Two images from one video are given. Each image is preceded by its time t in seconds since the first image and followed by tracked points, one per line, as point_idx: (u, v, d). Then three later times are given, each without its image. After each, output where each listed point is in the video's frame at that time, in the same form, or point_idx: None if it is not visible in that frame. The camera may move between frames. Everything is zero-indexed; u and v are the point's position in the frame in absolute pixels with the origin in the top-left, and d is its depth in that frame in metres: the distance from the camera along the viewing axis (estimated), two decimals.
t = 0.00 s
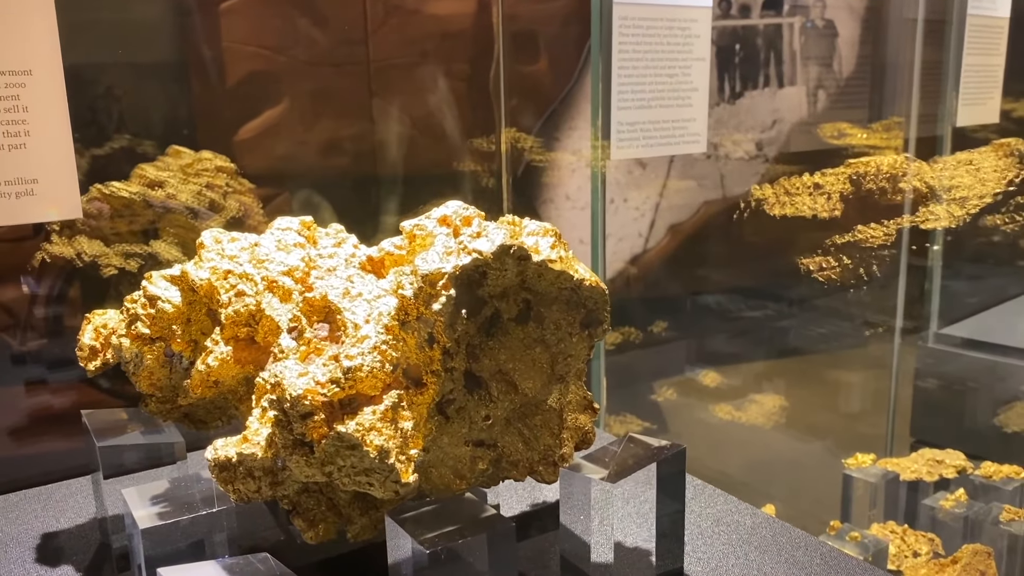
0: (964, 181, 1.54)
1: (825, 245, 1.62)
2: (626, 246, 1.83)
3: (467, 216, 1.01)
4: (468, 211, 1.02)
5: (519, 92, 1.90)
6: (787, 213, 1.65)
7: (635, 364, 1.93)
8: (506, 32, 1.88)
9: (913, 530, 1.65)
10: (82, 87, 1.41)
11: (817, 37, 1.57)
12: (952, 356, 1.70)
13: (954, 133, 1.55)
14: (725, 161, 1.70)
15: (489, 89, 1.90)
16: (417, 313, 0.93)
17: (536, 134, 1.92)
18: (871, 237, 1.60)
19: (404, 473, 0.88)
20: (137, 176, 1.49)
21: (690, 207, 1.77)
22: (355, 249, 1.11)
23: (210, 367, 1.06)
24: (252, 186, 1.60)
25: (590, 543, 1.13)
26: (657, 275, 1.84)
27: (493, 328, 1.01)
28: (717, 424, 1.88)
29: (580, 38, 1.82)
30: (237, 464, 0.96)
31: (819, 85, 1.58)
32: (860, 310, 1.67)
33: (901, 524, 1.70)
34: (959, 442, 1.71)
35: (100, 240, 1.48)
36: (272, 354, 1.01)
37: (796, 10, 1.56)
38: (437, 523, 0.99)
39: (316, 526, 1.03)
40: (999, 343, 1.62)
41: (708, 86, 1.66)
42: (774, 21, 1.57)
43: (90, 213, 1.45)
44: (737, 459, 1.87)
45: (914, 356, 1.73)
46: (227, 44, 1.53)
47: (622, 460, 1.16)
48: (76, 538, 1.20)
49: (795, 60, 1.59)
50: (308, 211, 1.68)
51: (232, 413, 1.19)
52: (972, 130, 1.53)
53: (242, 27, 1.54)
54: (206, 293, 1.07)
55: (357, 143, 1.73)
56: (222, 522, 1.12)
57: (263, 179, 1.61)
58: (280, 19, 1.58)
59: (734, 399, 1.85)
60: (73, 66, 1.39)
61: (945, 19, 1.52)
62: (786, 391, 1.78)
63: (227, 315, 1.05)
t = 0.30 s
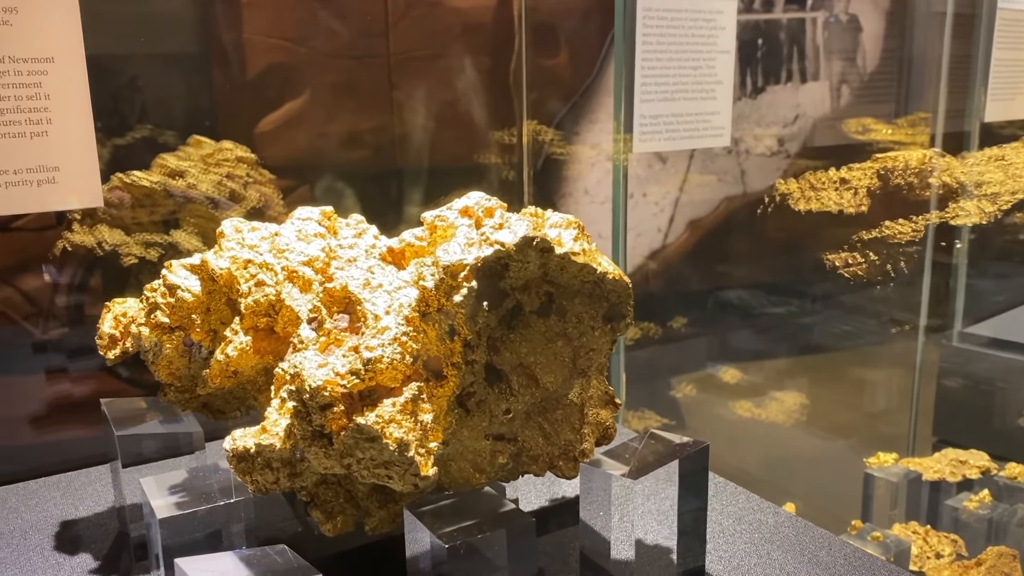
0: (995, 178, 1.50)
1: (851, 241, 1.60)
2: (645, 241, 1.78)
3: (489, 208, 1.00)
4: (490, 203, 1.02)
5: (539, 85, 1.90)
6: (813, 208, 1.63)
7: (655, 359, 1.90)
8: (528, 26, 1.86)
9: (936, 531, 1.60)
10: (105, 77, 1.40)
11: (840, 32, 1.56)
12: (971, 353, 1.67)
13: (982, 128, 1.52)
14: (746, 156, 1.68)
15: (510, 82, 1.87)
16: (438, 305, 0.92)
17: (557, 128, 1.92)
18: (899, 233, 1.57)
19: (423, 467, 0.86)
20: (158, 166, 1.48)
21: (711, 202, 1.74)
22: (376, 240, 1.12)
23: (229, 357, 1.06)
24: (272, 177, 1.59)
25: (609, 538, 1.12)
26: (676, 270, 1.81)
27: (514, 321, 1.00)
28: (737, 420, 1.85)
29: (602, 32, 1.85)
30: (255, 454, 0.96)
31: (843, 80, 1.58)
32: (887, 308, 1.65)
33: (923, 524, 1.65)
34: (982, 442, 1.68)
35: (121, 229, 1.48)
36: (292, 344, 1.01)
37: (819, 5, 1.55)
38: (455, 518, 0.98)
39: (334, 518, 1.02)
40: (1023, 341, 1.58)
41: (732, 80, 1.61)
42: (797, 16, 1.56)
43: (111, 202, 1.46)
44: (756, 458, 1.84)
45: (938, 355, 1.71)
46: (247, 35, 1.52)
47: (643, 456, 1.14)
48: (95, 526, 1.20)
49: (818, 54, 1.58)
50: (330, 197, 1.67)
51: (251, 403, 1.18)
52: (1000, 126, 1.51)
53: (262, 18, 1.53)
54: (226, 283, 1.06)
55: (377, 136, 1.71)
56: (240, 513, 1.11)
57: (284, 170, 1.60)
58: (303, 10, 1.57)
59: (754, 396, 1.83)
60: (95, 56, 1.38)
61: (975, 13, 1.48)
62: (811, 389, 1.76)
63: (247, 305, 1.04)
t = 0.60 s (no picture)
0: None
1: (880, 239, 1.55)
2: (665, 237, 1.73)
3: (510, 203, 0.98)
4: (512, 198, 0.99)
5: (560, 78, 1.88)
6: (840, 206, 1.58)
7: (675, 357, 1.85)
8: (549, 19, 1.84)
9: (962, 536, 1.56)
10: (126, 68, 1.39)
11: (865, 26, 1.50)
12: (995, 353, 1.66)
13: (1012, 124, 1.53)
14: (768, 151, 1.61)
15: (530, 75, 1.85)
16: (457, 303, 0.90)
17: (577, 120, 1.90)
18: (930, 232, 1.54)
19: (440, 469, 0.84)
20: (176, 157, 1.47)
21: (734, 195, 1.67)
22: (395, 234, 1.09)
23: (244, 353, 1.04)
24: (290, 170, 1.57)
25: (630, 543, 1.09)
26: (696, 264, 1.75)
27: (535, 320, 0.97)
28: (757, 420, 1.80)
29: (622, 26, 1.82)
30: (269, 453, 0.94)
31: (868, 75, 1.53)
32: (916, 308, 1.61)
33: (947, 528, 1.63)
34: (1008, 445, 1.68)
35: (139, 220, 1.46)
36: (308, 339, 1.00)
37: None
38: (472, 520, 0.96)
39: (349, 518, 1.00)
40: None
41: (758, 74, 1.55)
42: (822, 9, 1.50)
43: (129, 192, 1.44)
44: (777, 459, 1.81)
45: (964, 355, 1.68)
46: (268, 27, 1.50)
47: (665, 459, 1.11)
48: (108, 521, 1.19)
49: (842, 49, 1.53)
50: (348, 190, 1.65)
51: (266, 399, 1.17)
52: None
53: (283, 8, 1.51)
54: (241, 277, 1.04)
55: (396, 128, 1.69)
56: (254, 510, 1.10)
57: (304, 162, 1.59)
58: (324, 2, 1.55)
59: (777, 395, 1.77)
60: (115, 47, 1.37)
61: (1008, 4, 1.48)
62: (834, 389, 1.71)
63: (263, 299, 1.02)
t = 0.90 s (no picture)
0: None
1: (914, 250, 1.50)
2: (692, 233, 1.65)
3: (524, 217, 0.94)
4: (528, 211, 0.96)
5: (588, 71, 1.80)
6: (871, 213, 1.51)
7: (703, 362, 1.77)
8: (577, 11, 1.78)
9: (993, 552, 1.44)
10: (154, 60, 1.37)
11: (902, 21, 1.43)
12: None
13: None
14: (798, 148, 1.55)
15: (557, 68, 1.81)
16: (466, 322, 0.86)
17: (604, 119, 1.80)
18: (964, 244, 1.49)
19: (447, 496, 0.81)
20: (194, 155, 1.44)
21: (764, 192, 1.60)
22: (408, 242, 1.05)
23: (251, 365, 1.02)
24: (320, 162, 1.55)
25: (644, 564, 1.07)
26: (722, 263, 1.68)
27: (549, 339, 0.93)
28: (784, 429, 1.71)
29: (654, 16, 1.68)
30: (273, 471, 0.91)
31: (902, 71, 1.45)
32: (950, 318, 1.53)
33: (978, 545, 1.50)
34: None
35: (155, 220, 1.44)
36: (316, 354, 0.97)
37: None
38: (481, 545, 0.92)
39: (355, 539, 0.97)
40: None
41: (790, 74, 1.50)
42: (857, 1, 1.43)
43: (146, 191, 1.42)
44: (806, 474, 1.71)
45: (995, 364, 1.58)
46: (298, 18, 1.48)
47: (685, 481, 1.08)
48: (115, 529, 1.18)
49: (878, 43, 1.45)
50: (371, 187, 1.63)
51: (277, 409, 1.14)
52: None
53: None
54: (250, 288, 1.02)
55: (422, 122, 1.66)
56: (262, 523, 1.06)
57: (330, 153, 1.56)
58: None
59: (803, 402, 1.69)
60: (146, 36, 1.36)
61: None
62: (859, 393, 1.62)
63: (271, 311, 1.00)
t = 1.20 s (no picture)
0: None
1: (962, 271, 1.37)
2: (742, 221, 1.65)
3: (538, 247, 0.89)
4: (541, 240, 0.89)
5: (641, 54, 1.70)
6: (920, 226, 1.42)
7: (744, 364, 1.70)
8: None
9: None
10: (207, 40, 1.36)
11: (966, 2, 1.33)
12: None
13: None
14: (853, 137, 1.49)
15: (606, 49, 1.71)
16: (471, 358, 0.83)
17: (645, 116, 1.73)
18: None
19: (447, 541, 0.78)
20: (226, 153, 1.43)
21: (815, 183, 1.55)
22: (424, 261, 1.02)
23: (260, 387, 1.00)
24: (371, 144, 1.53)
25: None
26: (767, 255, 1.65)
27: (563, 373, 0.89)
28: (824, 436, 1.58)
29: None
30: (277, 500, 0.90)
31: (965, 57, 1.35)
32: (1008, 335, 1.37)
33: None
34: None
35: (184, 218, 1.43)
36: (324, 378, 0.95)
37: None
38: None
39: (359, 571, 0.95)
40: None
41: (840, 72, 1.46)
42: None
43: (176, 188, 1.41)
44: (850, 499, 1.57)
45: None
46: None
47: (708, 521, 1.06)
48: (128, 539, 1.18)
49: (939, 28, 1.36)
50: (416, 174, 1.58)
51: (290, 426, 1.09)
52: None
53: None
54: (260, 307, 1.00)
55: (470, 105, 1.60)
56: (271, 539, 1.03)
57: (381, 134, 1.53)
58: None
59: (846, 408, 1.55)
60: (200, 15, 1.35)
61: None
62: (905, 400, 1.47)
63: (280, 331, 0.98)
